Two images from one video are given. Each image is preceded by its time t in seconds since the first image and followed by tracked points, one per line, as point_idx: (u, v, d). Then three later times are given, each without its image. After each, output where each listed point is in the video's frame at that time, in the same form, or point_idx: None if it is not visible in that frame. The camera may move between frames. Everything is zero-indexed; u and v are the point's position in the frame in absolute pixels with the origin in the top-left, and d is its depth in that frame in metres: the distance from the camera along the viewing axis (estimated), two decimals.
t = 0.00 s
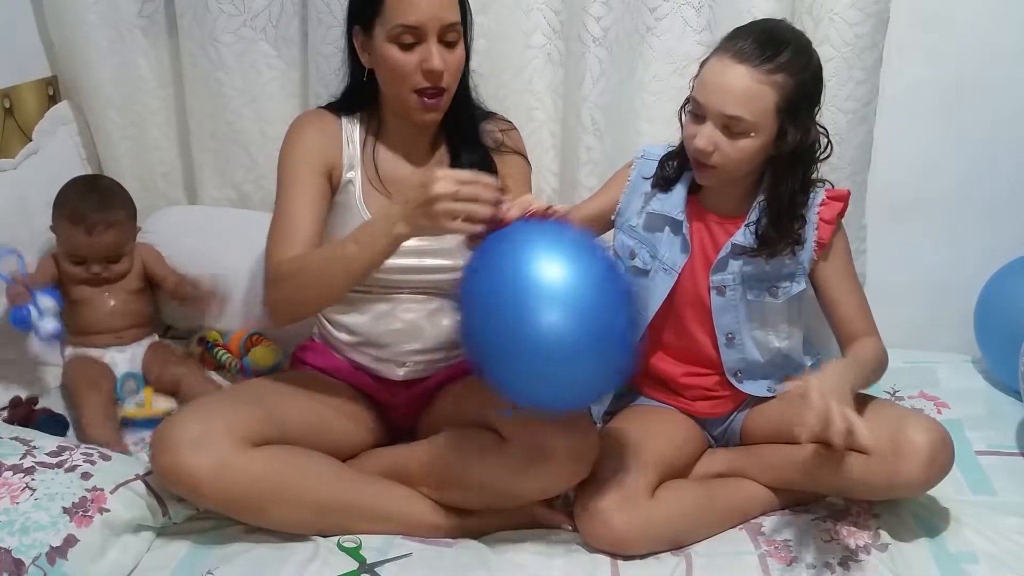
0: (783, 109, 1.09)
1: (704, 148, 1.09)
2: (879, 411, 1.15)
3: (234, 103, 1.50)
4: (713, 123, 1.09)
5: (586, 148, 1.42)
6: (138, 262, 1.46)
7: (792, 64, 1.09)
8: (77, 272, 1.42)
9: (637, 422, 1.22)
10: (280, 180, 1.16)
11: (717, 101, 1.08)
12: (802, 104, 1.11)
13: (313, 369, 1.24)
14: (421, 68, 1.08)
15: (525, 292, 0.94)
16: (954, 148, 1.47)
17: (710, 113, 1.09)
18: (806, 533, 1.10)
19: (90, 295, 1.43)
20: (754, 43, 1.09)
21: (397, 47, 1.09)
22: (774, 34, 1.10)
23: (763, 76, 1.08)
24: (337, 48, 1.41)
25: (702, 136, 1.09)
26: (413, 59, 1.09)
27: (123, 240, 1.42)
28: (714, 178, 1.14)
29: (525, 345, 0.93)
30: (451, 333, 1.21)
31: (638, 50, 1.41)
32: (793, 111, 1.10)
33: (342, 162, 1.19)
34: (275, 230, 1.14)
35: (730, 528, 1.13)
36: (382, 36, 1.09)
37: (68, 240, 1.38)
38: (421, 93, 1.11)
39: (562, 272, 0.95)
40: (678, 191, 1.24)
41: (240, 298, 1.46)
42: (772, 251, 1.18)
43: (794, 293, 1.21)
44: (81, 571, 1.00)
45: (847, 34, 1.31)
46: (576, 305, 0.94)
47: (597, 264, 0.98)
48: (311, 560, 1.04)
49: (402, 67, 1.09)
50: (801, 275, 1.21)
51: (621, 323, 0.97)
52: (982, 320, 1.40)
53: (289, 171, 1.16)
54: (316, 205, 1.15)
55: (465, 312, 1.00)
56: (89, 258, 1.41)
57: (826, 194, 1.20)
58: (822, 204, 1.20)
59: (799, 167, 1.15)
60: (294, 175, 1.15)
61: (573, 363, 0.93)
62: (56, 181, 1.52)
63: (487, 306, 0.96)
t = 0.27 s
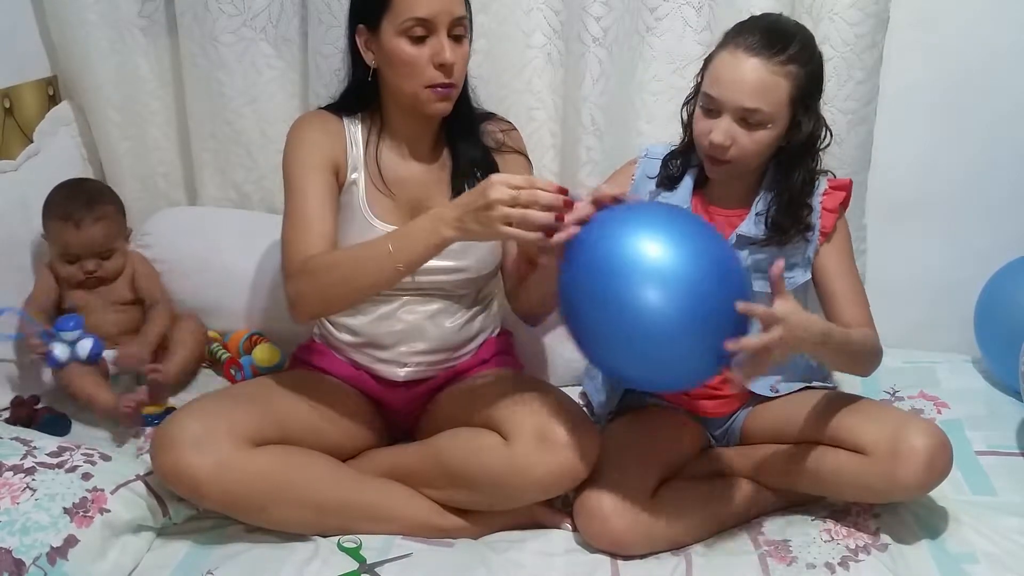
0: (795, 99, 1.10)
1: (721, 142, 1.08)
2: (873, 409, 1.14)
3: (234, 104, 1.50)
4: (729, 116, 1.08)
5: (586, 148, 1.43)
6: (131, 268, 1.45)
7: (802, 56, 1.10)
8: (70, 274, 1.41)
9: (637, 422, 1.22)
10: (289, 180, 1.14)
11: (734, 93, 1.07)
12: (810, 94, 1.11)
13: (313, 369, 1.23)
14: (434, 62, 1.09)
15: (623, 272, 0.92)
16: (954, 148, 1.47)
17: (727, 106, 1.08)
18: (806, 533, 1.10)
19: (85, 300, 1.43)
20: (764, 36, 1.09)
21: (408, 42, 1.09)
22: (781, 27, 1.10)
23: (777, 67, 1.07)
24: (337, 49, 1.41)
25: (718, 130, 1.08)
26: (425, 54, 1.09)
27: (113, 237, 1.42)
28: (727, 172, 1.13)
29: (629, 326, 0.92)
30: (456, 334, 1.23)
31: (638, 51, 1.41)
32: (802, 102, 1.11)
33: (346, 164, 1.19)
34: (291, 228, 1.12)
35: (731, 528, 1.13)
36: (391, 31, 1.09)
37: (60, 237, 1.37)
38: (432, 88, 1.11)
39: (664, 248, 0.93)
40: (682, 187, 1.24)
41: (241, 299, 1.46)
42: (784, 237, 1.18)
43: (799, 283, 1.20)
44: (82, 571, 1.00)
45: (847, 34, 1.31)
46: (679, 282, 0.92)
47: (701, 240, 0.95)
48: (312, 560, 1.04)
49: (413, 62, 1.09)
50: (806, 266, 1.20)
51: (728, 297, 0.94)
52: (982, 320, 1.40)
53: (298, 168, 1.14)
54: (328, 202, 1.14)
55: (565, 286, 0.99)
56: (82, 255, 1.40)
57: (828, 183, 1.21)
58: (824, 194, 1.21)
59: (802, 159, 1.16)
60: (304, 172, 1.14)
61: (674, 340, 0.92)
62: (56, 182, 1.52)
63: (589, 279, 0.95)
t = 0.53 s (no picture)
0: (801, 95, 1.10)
1: (734, 139, 1.08)
2: (874, 404, 1.14)
3: (234, 104, 1.50)
4: (741, 113, 1.08)
5: (586, 148, 1.45)
6: (132, 265, 1.46)
7: (807, 52, 1.10)
8: (71, 279, 1.42)
9: (635, 421, 1.22)
10: (278, 182, 1.15)
11: (745, 91, 1.07)
12: (812, 89, 1.12)
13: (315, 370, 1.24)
14: (440, 62, 1.09)
15: (672, 294, 0.93)
16: (954, 148, 1.47)
17: (739, 104, 1.08)
18: (806, 533, 1.10)
19: (85, 300, 1.43)
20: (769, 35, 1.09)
21: (414, 44, 1.09)
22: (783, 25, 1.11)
23: (784, 63, 1.08)
24: (337, 49, 1.41)
25: (730, 128, 1.08)
26: (428, 55, 1.09)
27: (111, 240, 1.42)
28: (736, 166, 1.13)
29: (674, 346, 0.93)
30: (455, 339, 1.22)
31: (638, 51, 1.41)
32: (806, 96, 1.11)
33: (345, 168, 1.19)
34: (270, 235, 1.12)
35: (730, 528, 1.14)
36: (396, 32, 1.09)
37: (56, 247, 1.38)
38: (439, 91, 1.11)
39: (714, 267, 0.93)
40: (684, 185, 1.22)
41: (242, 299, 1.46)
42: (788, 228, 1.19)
43: (799, 274, 1.21)
44: (82, 571, 1.00)
45: (847, 35, 1.31)
46: (727, 300, 0.91)
47: (752, 258, 0.95)
48: (312, 560, 1.04)
49: (419, 64, 1.09)
50: (806, 257, 1.21)
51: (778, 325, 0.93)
52: (982, 320, 1.40)
53: (288, 174, 1.15)
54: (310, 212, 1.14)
55: (615, 304, 0.99)
56: (82, 262, 1.41)
57: (826, 177, 1.21)
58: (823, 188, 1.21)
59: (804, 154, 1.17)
60: (292, 179, 1.14)
61: (723, 358, 0.91)
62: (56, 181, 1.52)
63: (638, 298, 0.95)
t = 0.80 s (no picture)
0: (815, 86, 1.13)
1: (757, 136, 1.10)
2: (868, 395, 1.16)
3: (233, 104, 1.50)
4: (762, 110, 1.10)
5: (586, 149, 1.44)
6: (135, 268, 1.46)
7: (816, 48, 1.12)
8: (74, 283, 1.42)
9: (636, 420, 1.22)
10: (267, 181, 1.16)
11: (764, 87, 1.09)
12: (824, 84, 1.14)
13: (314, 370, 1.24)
14: (409, 95, 1.06)
15: (689, 311, 0.98)
16: (954, 148, 1.47)
17: (760, 100, 1.10)
18: (806, 533, 1.10)
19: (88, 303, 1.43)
20: (778, 31, 1.11)
21: (392, 70, 1.06)
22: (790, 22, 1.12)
23: (796, 58, 1.10)
24: (337, 48, 1.41)
25: (754, 126, 1.10)
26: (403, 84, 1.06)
27: (118, 248, 1.43)
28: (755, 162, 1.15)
29: (688, 359, 0.97)
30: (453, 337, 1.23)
31: (638, 51, 1.41)
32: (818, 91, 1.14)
33: (340, 168, 1.19)
34: (247, 235, 1.12)
35: (730, 526, 1.13)
36: (376, 56, 1.07)
37: (63, 254, 1.38)
38: (413, 117, 1.08)
39: (729, 290, 0.98)
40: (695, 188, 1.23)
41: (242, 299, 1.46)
42: (808, 222, 1.21)
43: (818, 269, 1.23)
44: (81, 571, 1.00)
45: (847, 34, 1.31)
46: (742, 321, 0.97)
47: (767, 283, 1.00)
48: (311, 560, 1.04)
49: (393, 92, 1.07)
50: (822, 252, 1.23)
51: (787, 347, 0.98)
52: (982, 320, 1.40)
53: (276, 174, 1.15)
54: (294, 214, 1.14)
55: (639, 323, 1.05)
56: (88, 268, 1.41)
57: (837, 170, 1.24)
58: (835, 182, 1.24)
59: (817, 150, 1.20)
60: (280, 180, 1.15)
61: (739, 376, 0.96)
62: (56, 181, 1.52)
63: (659, 318, 1.01)
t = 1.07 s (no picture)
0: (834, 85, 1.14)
1: (779, 136, 1.10)
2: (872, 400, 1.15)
3: (233, 104, 1.50)
4: (783, 109, 1.11)
5: (587, 149, 1.42)
6: (141, 274, 1.45)
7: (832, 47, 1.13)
8: (83, 286, 1.41)
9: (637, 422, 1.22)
10: (261, 183, 1.17)
11: (784, 87, 1.09)
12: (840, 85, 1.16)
13: (313, 370, 1.25)
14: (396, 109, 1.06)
15: (727, 333, 0.98)
16: (955, 148, 1.47)
17: (780, 101, 1.10)
18: (806, 533, 1.10)
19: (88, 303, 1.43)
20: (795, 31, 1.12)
21: (384, 83, 1.06)
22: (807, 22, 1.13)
23: (814, 58, 1.10)
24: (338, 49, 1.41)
25: (774, 125, 1.10)
26: (393, 96, 1.06)
27: (128, 254, 1.41)
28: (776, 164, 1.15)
29: (727, 382, 0.97)
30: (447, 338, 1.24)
31: (638, 51, 1.41)
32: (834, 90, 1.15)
33: (331, 169, 1.19)
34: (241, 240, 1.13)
35: (730, 526, 1.13)
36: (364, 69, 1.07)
37: (74, 262, 1.37)
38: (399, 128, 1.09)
39: (770, 311, 0.98)
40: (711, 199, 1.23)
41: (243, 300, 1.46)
42: (824, 227, 1.21)
43: (834, 274, 1.22)
44: (81, 571, 1.00)
45: (847, 34, 1.31)
46: (784, 344, 0.96)
47: (810, 303, 0.99)
48: (312, 560, 1.04)
49: (381, 103, 1.07)
50: (838, 257, 1.23)
51: (829, 370, 0.96)
52: (982, 321, 1.40)
53: (270, 175, 1.16)
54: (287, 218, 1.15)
55: (677, 347, 1.04)
56: (98, 274, 1.40)
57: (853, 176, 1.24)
58: (851, 188, 1.24)
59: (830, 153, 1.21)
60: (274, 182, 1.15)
61: (779, 401, 0.95)
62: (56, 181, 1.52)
63: (698, 338, 1.00)
